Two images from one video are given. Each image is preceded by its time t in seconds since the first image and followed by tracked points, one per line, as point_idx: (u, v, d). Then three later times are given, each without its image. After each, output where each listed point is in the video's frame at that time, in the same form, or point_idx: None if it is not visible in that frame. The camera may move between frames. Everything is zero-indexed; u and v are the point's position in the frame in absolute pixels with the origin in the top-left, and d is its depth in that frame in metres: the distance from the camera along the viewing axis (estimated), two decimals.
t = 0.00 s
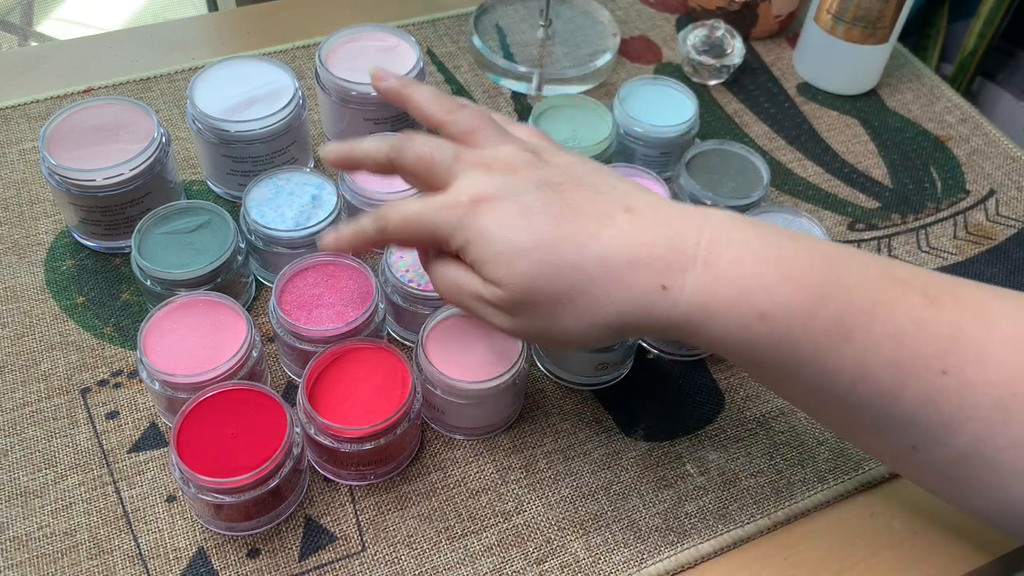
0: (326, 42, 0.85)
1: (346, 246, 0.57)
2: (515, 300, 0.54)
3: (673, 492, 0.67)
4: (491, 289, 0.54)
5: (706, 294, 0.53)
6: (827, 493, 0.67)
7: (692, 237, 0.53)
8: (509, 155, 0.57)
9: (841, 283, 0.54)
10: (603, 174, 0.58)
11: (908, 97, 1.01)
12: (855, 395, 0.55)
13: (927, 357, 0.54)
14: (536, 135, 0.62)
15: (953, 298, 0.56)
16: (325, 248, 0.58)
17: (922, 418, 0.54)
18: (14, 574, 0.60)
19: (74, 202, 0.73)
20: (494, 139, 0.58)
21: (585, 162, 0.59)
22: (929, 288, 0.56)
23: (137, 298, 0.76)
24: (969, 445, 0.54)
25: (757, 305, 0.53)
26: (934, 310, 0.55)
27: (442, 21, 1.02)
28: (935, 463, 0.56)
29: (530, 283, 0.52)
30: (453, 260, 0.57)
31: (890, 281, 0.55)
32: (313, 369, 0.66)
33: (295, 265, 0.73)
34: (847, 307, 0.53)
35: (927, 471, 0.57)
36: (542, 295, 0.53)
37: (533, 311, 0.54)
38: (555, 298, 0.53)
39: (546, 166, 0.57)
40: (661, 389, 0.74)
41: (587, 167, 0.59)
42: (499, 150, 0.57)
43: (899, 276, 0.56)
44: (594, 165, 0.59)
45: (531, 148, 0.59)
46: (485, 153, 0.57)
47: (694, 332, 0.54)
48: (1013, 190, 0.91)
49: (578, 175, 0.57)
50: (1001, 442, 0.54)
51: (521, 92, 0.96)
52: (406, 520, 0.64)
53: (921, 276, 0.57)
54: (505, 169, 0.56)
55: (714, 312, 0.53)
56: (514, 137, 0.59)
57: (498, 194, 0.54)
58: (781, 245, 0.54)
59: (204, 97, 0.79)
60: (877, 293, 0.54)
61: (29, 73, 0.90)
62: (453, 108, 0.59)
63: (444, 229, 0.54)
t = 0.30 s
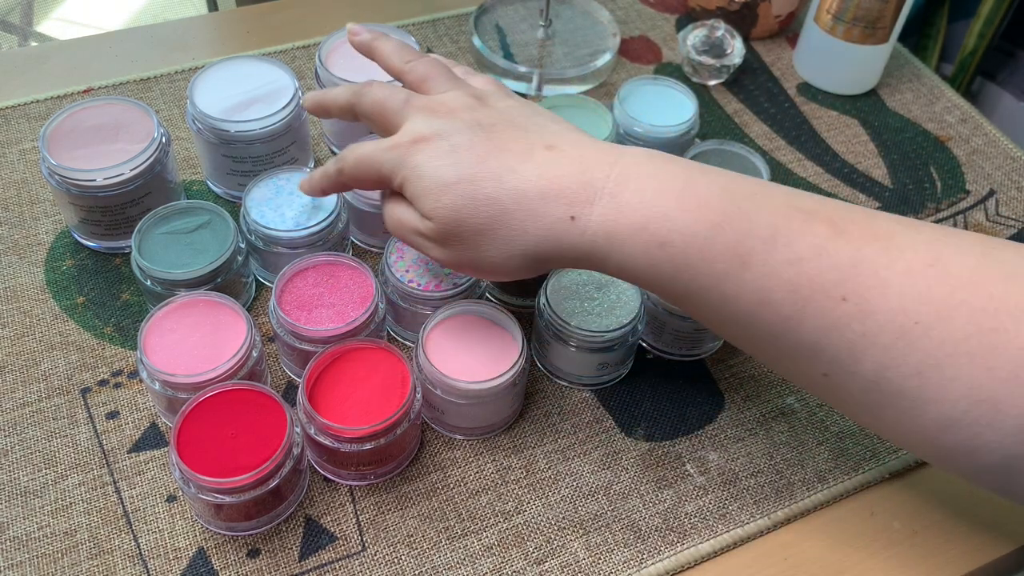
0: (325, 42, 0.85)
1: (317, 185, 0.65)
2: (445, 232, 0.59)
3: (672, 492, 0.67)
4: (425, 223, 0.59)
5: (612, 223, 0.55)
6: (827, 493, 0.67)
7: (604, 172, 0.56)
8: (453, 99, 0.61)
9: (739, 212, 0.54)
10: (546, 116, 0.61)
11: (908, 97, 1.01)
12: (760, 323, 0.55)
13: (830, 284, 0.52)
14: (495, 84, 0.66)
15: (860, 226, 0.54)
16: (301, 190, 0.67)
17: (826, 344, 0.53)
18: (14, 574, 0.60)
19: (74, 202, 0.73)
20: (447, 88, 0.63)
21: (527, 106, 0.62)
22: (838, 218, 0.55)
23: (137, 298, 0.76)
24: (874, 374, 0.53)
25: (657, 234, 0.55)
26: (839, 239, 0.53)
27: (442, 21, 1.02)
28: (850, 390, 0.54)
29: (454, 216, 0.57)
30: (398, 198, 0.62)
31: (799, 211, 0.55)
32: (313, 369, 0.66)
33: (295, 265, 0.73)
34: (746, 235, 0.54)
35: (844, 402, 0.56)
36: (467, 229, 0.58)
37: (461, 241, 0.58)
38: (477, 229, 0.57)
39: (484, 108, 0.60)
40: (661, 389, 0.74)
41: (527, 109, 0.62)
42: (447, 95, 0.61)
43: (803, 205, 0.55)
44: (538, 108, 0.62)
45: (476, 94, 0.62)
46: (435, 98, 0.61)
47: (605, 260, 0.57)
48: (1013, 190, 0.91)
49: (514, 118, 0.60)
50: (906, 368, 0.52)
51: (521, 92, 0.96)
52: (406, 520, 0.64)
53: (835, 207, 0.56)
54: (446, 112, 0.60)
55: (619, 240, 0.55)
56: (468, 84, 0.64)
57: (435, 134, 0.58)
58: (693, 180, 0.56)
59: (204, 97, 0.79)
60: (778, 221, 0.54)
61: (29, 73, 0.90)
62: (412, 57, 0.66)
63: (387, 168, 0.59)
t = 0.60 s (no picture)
0: (326, 43, 0.85)
1: (214, 226, 0.59)
2: (358, 262, 0.56)
3: (672, 492, 0.67)
4: (337, 254, 0.56)
5: (525, 245, 0.53)
6: (827, 493, 0.67)
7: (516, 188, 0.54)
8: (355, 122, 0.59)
9: (655, 224, 0.53)
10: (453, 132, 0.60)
11: (908, 97, 1.01)
12: (681, 337, 0.53)
13: (750, 295, 0.51)
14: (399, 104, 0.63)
15: (783, 231, 0.53)
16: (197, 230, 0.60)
17: (753, 354, 0.51)
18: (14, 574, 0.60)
19: (74, 202, 0.73)
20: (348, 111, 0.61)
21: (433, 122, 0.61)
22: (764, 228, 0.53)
23: (136, 298, 0.76)
24: (805, 384, 0.51)
25: (572, 252, 0.53)
26: (763, 248, 0.51)
27: (443, 21, 1.02)
28: (780, 402, 0.53)
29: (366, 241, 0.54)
30: (307, 231, 0.59)
31: (713, 221, 0.53)
32: (313, 369, 0.66)
33: (295, 266, 0.73)
34: (661, 249, 0.52)
35: (782, 413, 0.54)
36: (377, 255, 0.55)
37: (375, 268, 0.56)
38: (388, 257, 0.55)
39: (388, 128, 0.59)
40: (662, 389, 0.74)
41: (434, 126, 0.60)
42: (348, 121, 0.59)
43: (720, 213, 0.54)
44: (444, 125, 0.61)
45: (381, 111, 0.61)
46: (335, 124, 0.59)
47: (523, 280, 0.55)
48: (1013, 190, 0.91)
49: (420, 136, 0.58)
50: (836, 376, 0.50)
51: (521, 92, 0.96)
52: (407, 520, 0.64)
53: (761, 215, 0.54)
54: (352, 137, 0.58)
55: (535, 260, 0.54)
56: (371, 105, 0.62)
57: (339, 161, 0.56)
58: (604, 192, 0.54)
59: (204, 97, 0.79)
60: (695, 235, 0.52)
61: (29, 73, 0.90)
62: (312, 78, 0.63)
63: (294, 202, 0.57)
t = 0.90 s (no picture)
0: (326, 43, 0.85)
1: (191, 300, 0.51)
2: (374, 348, 0.50)
3: (673, 492, 0.67)
4: (350, 339, 0.50)
5: (569, 327, 0.49)
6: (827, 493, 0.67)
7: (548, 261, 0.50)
8: (356, 186, 0.52)
9: (706, 301, 0.49)
10: (467, 196, 0.54)
11: (908, 97, 1.01)
12: (736, 415, 0.50)
13: (807, 370, 0.48)
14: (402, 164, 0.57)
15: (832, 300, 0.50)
16: (169, 300, 0.53)
17: (809, 431, 0.49)
18: (14, 574, 0.60)
19: (74, 202, 0.73)
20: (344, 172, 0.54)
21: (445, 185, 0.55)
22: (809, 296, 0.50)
23: (136, 298, 0.76)
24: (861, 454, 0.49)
25: (620, 331, 0.49)
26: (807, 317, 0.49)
27: (443, 21, 1.02)
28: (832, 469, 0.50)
29: (386, 326, 0.49)
30: (307, 310, 0.53)
31: (765, 290, 0.50)
32: (313, 369, 0.66)
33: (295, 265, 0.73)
34: (716, 325, 0.49)
35: (824, 478, 0.51)
36: (401, 340, 0.49)
37: (395, 356, 0.50)
38: (414, 342, 0.49)
39: (396, 192, 0.53)
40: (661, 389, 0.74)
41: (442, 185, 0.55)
42: (345, 184, 0.53)
43: (768, 281, 0.50)
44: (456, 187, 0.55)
45: (385, 171, 0.55)
46: (331, 189, 0.52)
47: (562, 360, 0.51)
48: (1013, 190, 0.91)
49: (431, 202, 0.52)
50: (893, 448, 0.48)
51: (521, 92, 0.96)
52: (407, 520, 0.64)
53: (794, 279, 0.51)
54: (355, 206, 0.51)
55: (580, 343, 0.49)
56: (367, 164, 0.55)
57: (349, 235, 0.50)
58: (647, 260, 0.50)
59: (204, 97, 0.79)
60: (746, 307, 0.49)
61: (29, 73, 0.90)
62: (302, 137, 0.54)
63: (295, 279, 0.50)
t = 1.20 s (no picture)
0: (326, 42, 0.85)
1: (193, 306, 0.48)
2: (433, 402, 0.49)
3: (673, 492, 0.67)
4: (402, 388, 0.49)
5: (655, 383, 0.48)
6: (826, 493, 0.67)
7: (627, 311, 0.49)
8: (409, 217, 0.53)
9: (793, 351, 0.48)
10: (525, 234, 0.55)
11: (908, 97, 1.01)
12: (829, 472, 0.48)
13: (896, 423, 0.47)
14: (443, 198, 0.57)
15: (911, 348, 0.49)
16: (152, 303, 0.49)
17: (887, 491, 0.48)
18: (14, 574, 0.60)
19: (74, 202, 0.73)
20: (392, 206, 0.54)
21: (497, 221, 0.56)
22: (888, 344, 0.49)
23: (136, 297, 0.76)
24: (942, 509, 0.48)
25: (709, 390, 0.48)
26: (894, 371, 0.48)
27: (442, 21, 1.02)
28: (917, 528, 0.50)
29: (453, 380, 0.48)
30: (345, 351, 0.51)
31: (838, 340, 0.49)
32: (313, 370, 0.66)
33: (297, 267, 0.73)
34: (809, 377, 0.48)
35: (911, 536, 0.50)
36: (468, 396, 0.48)
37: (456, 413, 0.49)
38: (483, 399, 0.48)
39: (456, 229, 0.53)
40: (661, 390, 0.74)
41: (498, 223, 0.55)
42: (390, 214, 0.53)
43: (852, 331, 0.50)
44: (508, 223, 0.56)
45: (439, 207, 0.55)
46: (372, 218, 0.52)
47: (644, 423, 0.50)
48: (1013, 190, 0.91)
49: (493, 241, 0.53)
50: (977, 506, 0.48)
51: (521, 92, 0.96)
52: (406, 520, 0.64)
53: (874, 327, 0.50)
54: (409, 239, 0.51)
55: (664, 402, 0.48)
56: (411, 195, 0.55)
57: (403, 273, 0.49)
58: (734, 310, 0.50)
59: (204, 96, 0.79)
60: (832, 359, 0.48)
61: (29, 73, 0.90)
62: (334, 153, 0.55)
63: (338, 313, 0.49)
